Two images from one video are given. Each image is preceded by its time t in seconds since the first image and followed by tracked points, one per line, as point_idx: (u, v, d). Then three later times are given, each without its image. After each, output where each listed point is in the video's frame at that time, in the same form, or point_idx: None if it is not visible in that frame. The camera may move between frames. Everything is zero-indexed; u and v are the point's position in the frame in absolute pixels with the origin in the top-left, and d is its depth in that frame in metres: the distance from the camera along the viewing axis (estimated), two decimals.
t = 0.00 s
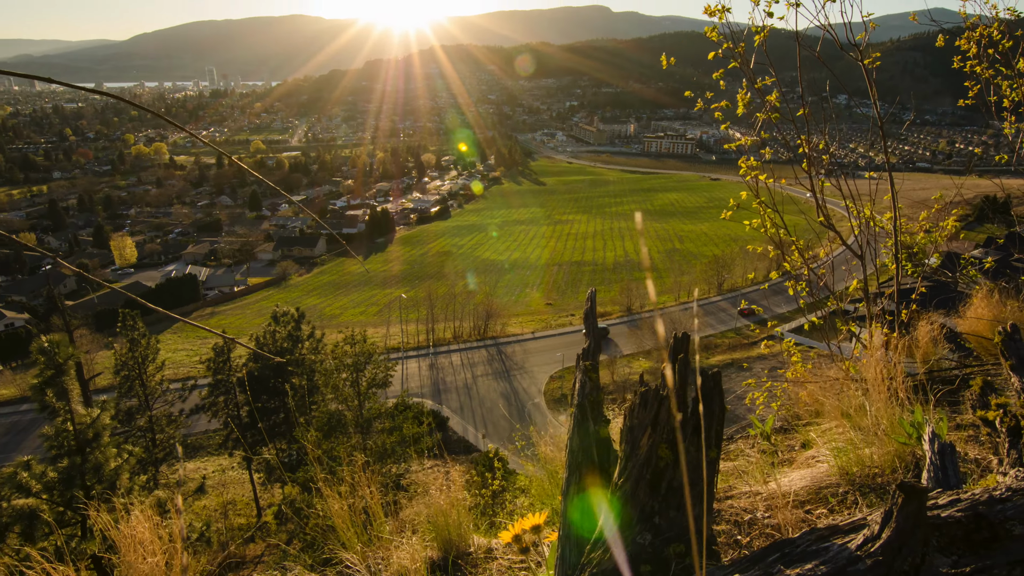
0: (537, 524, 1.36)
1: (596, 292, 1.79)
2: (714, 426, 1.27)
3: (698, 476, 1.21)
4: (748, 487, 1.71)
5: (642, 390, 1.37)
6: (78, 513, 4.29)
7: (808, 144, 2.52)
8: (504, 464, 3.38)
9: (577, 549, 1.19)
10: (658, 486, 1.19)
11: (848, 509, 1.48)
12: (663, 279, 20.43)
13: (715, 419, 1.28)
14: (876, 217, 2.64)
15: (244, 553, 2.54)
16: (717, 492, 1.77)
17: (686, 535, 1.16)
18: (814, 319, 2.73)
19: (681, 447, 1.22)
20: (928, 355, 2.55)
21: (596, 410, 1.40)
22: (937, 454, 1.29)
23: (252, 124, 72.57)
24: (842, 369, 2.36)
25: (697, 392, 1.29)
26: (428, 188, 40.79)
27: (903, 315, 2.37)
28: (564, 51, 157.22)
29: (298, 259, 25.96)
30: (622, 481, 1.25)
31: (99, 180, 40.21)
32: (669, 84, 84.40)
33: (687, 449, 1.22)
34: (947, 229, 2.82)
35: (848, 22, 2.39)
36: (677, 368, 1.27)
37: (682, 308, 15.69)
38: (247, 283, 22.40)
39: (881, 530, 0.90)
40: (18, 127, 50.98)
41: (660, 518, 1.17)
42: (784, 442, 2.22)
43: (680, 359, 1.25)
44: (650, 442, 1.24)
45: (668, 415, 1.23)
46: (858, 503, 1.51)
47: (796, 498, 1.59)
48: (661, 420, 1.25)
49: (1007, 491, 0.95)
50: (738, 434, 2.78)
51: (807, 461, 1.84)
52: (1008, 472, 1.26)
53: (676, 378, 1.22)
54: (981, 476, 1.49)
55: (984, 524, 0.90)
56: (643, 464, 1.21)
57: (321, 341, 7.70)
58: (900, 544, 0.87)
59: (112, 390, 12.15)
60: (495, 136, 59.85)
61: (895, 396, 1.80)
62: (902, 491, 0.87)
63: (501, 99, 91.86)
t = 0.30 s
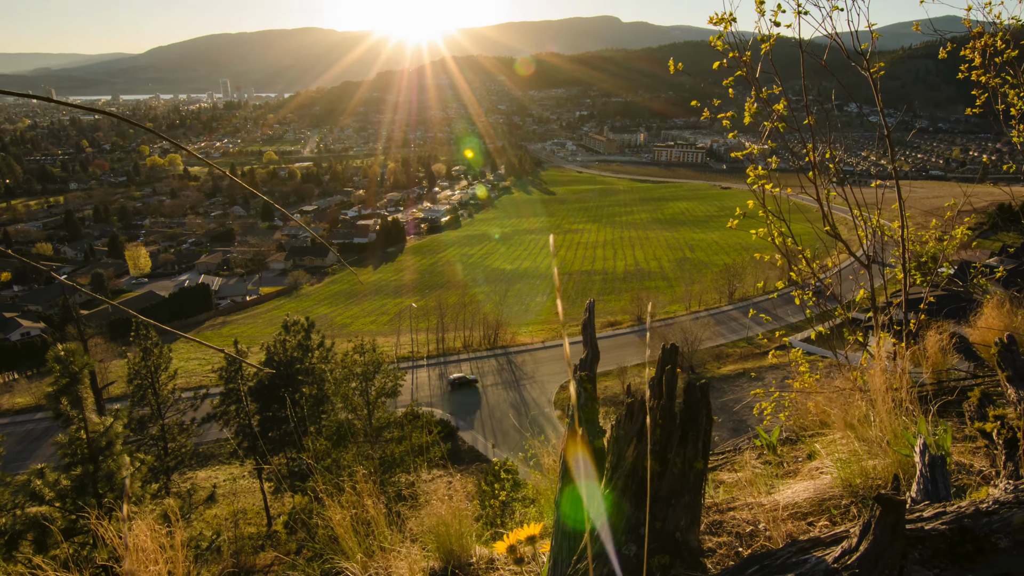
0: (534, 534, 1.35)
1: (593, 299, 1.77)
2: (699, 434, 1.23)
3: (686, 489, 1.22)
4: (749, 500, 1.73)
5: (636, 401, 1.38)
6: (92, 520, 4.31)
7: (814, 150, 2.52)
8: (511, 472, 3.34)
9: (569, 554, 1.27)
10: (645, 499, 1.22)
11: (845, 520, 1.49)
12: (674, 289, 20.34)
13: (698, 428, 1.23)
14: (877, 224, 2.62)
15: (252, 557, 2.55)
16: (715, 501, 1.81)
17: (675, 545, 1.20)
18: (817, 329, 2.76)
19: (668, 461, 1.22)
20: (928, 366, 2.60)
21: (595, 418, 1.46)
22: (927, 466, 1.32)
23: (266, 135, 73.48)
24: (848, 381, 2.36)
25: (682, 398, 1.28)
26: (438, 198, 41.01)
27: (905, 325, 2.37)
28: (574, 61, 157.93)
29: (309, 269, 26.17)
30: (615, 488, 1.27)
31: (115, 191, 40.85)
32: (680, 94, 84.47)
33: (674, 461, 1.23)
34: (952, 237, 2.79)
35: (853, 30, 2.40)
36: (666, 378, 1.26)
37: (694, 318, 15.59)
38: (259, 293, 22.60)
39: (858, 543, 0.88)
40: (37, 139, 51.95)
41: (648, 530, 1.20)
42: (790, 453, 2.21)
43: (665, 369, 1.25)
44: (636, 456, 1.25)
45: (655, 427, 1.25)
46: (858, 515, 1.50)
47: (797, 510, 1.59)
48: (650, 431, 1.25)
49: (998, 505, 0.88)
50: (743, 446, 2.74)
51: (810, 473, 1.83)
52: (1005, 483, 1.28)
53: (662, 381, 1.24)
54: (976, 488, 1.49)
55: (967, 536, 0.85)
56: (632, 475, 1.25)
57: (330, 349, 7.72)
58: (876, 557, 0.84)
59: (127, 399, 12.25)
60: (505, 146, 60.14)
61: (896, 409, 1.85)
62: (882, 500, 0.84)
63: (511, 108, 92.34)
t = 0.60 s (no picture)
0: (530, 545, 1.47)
1: (594, 313, 1.89)
2: (686, 446, 1.31)
3: (674, 500, 1.29)
4: (752, 511, 1.73)
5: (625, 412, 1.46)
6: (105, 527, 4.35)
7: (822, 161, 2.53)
8: (521, 485, 3.30)
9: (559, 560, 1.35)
10: (631, 508, 1.31)
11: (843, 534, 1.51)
12: (685, 297, 20.26)
13: (687, 440, 1.31)
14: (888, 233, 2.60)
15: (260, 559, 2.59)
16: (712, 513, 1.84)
17: (662, 558, 1.25)
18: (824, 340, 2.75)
19: (654, 472, 1.32)
20: (934, 376, 2.60)
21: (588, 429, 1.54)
22: (918, 479, 1.36)
23: (278, 146, 74.35)
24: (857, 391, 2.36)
25: (669, 413, 1.36)
26: (449, 208, 41.21)
27: (911, 338, 2.39)
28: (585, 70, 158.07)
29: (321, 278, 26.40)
30: (604, 491, 1.36)
31: (130, 201, 41.43)
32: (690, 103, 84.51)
33: (662, 472, 1.32)
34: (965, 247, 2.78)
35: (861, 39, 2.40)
36: (657, 391, 1.34)
37: (705, 327, 15.52)
38: (271, 302, 22.78)
39: (835, 557, 1.04)
40: (55, 152, 52.86)
41: (631, 540, 1.27)
42: (796, 464, 2.21)
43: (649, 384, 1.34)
44: (620, 465, 1.36)
45: (642, 438, 1.35)
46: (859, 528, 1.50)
47: (800, 523, 1.59)
48: (636, 440, 1.35)
49: (985, 517, 1.08)
50: (752, 457, 2.73)
51: (815, 485, 1.83)
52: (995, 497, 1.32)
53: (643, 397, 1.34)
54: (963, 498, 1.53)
55: (954, 547, 1.04)
56: (619, 486, 1.34)
57: (340, 359, 7.76)
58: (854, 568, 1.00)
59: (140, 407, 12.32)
60: (515, 156, 60.41)
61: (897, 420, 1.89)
62: (858, 515, 1.01)
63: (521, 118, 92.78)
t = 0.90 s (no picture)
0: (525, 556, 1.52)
1: (592, 326, 1.93)
2: (674, 458, 1.34)
3: (661, 511, 1.32)
4: (756, 524, 1.73)
5: (618, 424, 1.50)
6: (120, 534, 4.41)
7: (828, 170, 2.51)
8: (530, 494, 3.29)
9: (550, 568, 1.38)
10: (618, 521, 1.34)
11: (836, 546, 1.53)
12: (696, 307, 20.19)
13: (673, 451, 1.35)
14: (895, 242, 2.58)
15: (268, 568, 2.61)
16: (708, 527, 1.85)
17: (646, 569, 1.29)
18: (831, 350, 2.72)
19: (642, 483, 1.35)
20: (944, 386, 2.58)
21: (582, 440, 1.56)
22: (909, 491, 1.42)
23: (291, 156, 75.25)
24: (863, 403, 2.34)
25: (659, 423, 1.40)
26: (459, 218, 41.45)
27: (915, 349, 2.39)
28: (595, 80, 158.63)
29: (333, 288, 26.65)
30: (594, 502, 1.40)
31: (146, 211, 42.08)
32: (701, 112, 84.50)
33: (649, 483, 1.34)
34: (974, 256, 2.76)
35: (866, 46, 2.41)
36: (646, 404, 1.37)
37: (717, 337, 15.44)
38: (283, 311, 22.99)
39: (816, 565, 1.08)
40: (73, 163, 53.77)
41: (617, 551, 1.31)
42: (802, 476, 2.20)
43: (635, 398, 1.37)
44: (609, 475, 1.41)
45: (629, 449, 1.39)
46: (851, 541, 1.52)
47: (802, 535, 1.59)
48: (624, 449, 1.40)
49: (969, 532, 1.17)
50: (759, 467, 2.71)
51: (820, 497, 1.83)
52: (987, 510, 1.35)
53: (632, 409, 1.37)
54: (955, 510, 1.56)
55: (936, 559, 1.14)
56: (608, 496, 1.38)
57: (351, 368, 7.81)
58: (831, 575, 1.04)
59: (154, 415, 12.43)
60: (525, 165, 60.67)
61: (898, 433, 1.91)
62: (835, 528, 1.06)
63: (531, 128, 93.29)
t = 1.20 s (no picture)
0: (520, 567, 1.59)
1: (589, 336, 1.96)
2: (660, 469, 1.39)
3: (648, 522, 1.36)
4: (759, 535, 1.74)
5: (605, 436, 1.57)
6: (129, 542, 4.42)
7: (835, 179, 2.50)
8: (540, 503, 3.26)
9: None
10: (605, 530, 1.38)
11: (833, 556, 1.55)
12: (707, 316, 20.08)
13: (661, 464, 1.40)
14: (899, 251, 2.57)
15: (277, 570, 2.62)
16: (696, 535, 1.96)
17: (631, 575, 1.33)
18: (837, 360, 2.70)
19: (628, 494, 1.39)
20: (952, 395, 2.56)
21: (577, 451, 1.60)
22: (899, 504, 1.45)
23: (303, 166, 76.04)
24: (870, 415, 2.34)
25: (648, 435, 1.45)
26: (470, 227, 41.62)
27: (917, 362, 2.40)
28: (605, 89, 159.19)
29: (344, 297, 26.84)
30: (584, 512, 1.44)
31: (160, 221, 42.65)
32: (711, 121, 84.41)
33: (636, 495, 1.38)
34: (982, 266, 2.73)
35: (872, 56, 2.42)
36: (635, 416, 1.43)
37: (729, 346, 15.33)
38: (295, 319, 23.15)
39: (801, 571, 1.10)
40: (90, 173, 54.62)
41: (604, 561, 1.34)
42: (807, 488, 2.19)
43: (623, 412, 1.43)
44: (596, 486, 1.45)
45: (616, 461, 1.44)
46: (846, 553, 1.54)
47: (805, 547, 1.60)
48: (611, 460, 1.45)
49: (953, 546, 1.22)
50: (767, 479, 2.70)
51: (823, 509, 1.84)
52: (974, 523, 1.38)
53: (622, 422, 1.43)
54: (945, 523, 1.58)
55: (918, 568, 1.20)
56: (596, 507, 1.42)
57: (361, 377, 7.80)
58: None
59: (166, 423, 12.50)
60: (535, 175, 60.85)
61: (899, 443, 1.91)
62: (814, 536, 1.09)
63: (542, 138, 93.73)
